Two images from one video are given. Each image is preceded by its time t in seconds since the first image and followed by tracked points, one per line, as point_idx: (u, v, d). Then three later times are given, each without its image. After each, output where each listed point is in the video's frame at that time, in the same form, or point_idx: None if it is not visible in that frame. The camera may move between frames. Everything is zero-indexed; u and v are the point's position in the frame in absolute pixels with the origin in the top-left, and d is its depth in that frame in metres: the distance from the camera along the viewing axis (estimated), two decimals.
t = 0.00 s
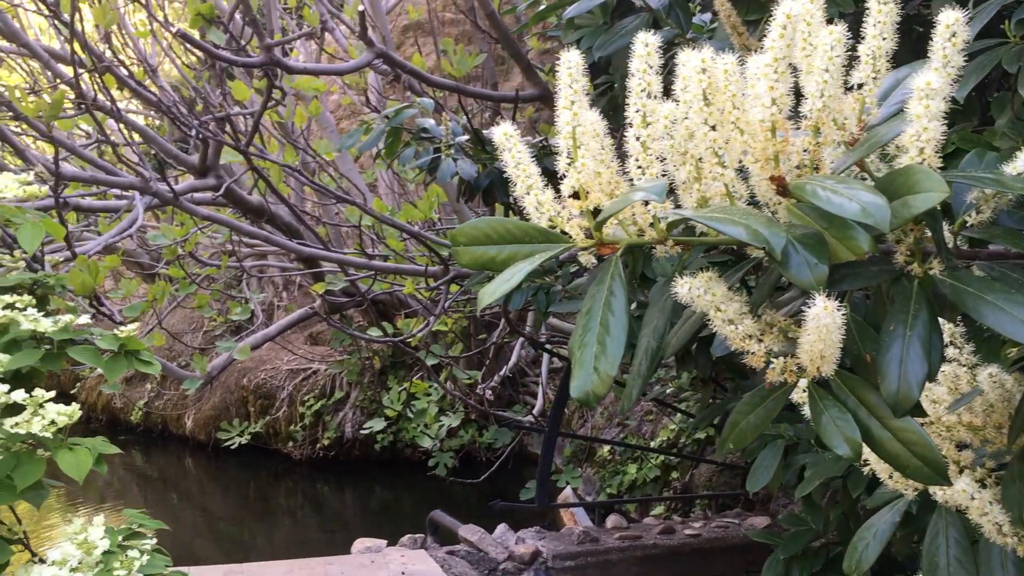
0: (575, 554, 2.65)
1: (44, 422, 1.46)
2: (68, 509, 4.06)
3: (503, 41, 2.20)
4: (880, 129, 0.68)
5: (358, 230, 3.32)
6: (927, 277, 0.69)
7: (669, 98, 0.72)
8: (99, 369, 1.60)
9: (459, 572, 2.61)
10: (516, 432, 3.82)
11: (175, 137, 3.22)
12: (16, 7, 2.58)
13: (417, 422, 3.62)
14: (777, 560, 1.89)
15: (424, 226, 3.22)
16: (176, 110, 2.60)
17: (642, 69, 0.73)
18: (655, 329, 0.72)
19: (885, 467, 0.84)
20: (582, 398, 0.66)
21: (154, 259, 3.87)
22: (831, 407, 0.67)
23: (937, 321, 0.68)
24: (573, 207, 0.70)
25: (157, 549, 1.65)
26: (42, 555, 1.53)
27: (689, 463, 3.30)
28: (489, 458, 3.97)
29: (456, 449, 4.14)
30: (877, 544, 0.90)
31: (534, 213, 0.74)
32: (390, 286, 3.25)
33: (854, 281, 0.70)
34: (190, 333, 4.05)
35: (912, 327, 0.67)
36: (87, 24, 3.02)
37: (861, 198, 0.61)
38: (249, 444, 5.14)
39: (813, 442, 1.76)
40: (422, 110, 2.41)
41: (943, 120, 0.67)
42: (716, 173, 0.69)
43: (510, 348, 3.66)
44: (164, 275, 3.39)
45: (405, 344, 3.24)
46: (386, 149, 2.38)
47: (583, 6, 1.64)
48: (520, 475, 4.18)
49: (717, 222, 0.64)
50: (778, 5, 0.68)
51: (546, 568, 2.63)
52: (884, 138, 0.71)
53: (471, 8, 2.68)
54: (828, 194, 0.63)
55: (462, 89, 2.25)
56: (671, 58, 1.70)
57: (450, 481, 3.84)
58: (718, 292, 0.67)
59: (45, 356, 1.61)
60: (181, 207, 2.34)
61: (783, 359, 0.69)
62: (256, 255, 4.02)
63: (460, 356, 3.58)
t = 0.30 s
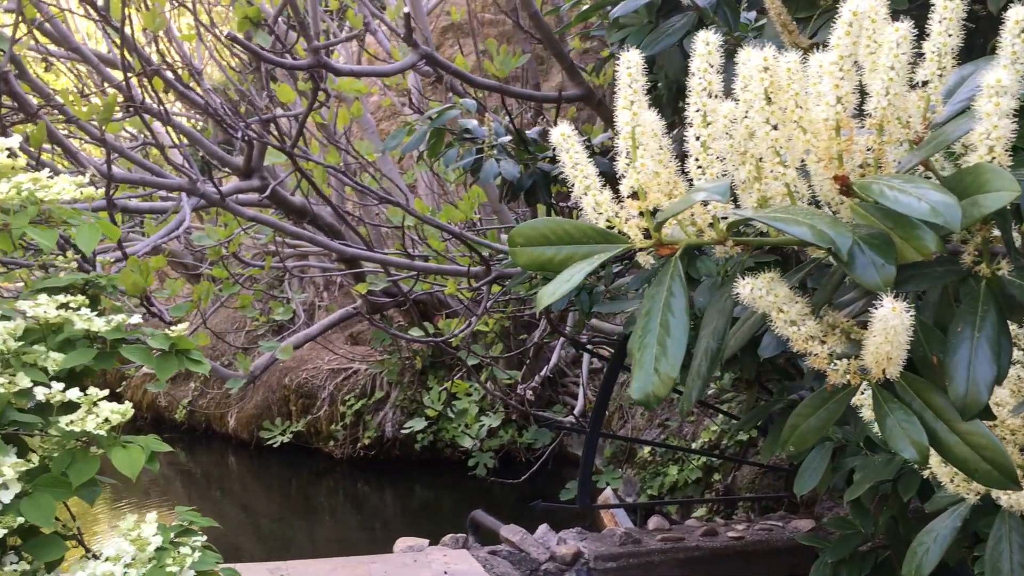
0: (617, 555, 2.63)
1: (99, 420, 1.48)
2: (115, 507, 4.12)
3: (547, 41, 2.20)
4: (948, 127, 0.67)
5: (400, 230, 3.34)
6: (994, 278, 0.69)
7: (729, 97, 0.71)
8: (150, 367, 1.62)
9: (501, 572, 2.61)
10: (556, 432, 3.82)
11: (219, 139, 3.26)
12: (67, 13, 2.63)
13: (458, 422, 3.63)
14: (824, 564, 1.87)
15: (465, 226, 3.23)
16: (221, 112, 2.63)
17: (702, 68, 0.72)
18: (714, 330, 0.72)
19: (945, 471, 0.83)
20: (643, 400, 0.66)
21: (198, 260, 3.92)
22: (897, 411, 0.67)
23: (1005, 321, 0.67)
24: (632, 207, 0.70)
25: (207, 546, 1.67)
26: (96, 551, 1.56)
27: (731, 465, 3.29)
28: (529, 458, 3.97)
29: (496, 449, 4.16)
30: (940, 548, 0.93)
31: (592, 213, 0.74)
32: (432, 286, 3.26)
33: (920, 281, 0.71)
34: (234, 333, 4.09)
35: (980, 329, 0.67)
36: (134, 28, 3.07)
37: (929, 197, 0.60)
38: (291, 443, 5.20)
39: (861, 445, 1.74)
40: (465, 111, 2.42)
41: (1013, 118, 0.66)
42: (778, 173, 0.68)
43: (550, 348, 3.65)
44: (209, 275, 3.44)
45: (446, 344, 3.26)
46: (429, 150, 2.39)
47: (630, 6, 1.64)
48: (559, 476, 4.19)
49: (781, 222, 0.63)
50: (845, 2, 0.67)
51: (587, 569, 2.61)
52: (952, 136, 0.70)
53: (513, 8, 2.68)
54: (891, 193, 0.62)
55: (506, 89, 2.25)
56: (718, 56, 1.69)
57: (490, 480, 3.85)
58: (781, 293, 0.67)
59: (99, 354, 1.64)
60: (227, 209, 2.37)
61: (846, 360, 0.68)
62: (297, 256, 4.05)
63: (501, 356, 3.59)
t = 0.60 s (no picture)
0: (659, 557, 2.63)
1: (152, 419, 1.50)
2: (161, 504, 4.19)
3: (590, 41, 2.19)
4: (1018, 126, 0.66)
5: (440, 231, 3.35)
6: None
7: (794, 97, 0.71)
8: (201, 368, 1.65)
9: (544, 573, 2.63)
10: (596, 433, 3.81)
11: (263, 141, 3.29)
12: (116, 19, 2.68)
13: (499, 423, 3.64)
14: (874, 567, 1.86)
15: (505, 227, 3.24)
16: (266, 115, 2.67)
17: (765, 68, 0.72)
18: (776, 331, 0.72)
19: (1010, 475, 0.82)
20: (707, 402, 0.66)
21: (241, 261, 3.97)
22: (967, 412, 0.69)
23: None
24: (694, 209, 0.70)
25: (256, 544, 1.69)
26: (149, 547, 1.59)
27: (774, 467, 3.27)
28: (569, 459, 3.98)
29: (536, 450, 4.16)
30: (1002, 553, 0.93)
31: (652, 214, 0.74)
32: (473, 287, 3.28)
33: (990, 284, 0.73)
34: (275, 333, 4.14)
35: None
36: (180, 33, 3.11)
37: (1001, 197, 0.60)
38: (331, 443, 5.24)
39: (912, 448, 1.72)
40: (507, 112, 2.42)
41: None
42: (842, 172, 0.67)
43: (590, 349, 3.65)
44: (252, 276, 3.48)
45: (488, 345, 3.27)
46: (472, 151, 2.40)
47: (677, 5, 1.63)
48: (600, 477, 4.18)
49: (848, 222, 0.63)
50: None
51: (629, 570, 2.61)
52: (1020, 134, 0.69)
53: (555, 9, 2.69)
54: (961, 192, 0.61)
55: (549, 90, 2.25)
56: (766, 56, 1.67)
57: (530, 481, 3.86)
58: (846, 293, 0.66)
59: (151, 355, 1.66)
60: (273, 210, 2.40)
61: (914, 362, 0.67)
62: (339, 257, 4.09)
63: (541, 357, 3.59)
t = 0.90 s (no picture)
0: (700, 557, 2.62)
1: (201, 417, 1.52)
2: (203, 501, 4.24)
3: (631, 39, 2.19)
4: None
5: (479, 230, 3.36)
6: None
7: (853, 94, 0.70)
8: (248, 366, 1.67)
9: (585, 572, 2.63)
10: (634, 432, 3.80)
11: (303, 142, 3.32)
12: (161, 22, 2.72)
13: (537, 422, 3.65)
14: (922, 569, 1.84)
15: (544, 226, 3.24)
16: (308, 116, 2.69)
17: (824, 64, 0.71)
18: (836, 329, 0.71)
19: None
20: (766, 401, 0.65)
21: (281, 261, 4.01)
22: None
23: None
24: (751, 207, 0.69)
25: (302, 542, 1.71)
26: (197, 544, 1.61)
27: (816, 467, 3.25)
28: (607, 458, 3.97)
29: (574, 449, 4.17)
30: None
31: (707, 213, 0.74)
32: (512, 287, 3.29)
33: None
34: (315, 332, 4.18)
35: None
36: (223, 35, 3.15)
37: None
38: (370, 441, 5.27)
39: (961, 449, 1.70)
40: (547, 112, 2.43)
41: None
42: (903, 168, 0.66)
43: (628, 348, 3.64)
44: (292, 276, 3.51)
45: (528, 344, 3.28)
46: (512, 150, 2.40)
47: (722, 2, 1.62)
48: (638, 477, 4.18)
49: (913, 220, 0.62)
50: None
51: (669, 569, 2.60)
52: None
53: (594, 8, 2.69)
54: None
55: (590, 89, 2.25)
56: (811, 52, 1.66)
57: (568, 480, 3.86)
58: (908, 292, 0.65)
59: (199, 353, 1.69)
60: (315, 211, 2.43)
61: (978, 362, 0.66)
62: (377, 257, 4.12)
63: (580, 356, 3.59)
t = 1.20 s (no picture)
0: (738, 555, 2.60)
1: (244, 412, 1.54)
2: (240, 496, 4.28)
3: (668, 33, 2.18)
4: None
5: (514, 227, 3.37)
6: None
7: (908, 85, 0.69)
8: (289, 362, 1.68)
9: (621, 569, 2.65)
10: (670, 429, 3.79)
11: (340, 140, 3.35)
12: (200, 22, 2.75)
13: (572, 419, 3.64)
14: (967, 569, 1.81)
15: (580, 223, 3.24)
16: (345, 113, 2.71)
17: (880, 55, 0.71)
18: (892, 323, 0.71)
19: None
20: (820, 397, 0.64)
21: (318, 258, 4.05)
22: None
23: None
24: (803, 200, 0.68)
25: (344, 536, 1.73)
26: (241, 538, 1.63)
27: (855, 465, 3.22)
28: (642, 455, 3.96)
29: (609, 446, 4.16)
30: None
31: (759, 207, 0.73)
32: (547, 283, 3.29)
33: None
34: (351, 329, 4.20)
35: None
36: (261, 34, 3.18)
37: None
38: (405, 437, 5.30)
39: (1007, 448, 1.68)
40: (584, 108, 2.42)
41: None
42: (961, 160, 0.66)
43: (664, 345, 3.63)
44: (328, 273, 3.53)
45: (563, 340, 3.28)
46: (549, 146, 2.40)
47: None
48: (673, 474, 4.16)
49: (972, 213, 0.61)
50: None
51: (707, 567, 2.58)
52: None
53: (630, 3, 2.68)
54: None
55: (628, 84, 2.24)
56: (854, 46, 1.65)
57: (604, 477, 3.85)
58: (967, 287, 0.65)
59: (241, 349, 1.70)
60: (353, 207, 2.44)
61: None
62: (413, 254, 4.14)
63: (615, 352, 3.59)
